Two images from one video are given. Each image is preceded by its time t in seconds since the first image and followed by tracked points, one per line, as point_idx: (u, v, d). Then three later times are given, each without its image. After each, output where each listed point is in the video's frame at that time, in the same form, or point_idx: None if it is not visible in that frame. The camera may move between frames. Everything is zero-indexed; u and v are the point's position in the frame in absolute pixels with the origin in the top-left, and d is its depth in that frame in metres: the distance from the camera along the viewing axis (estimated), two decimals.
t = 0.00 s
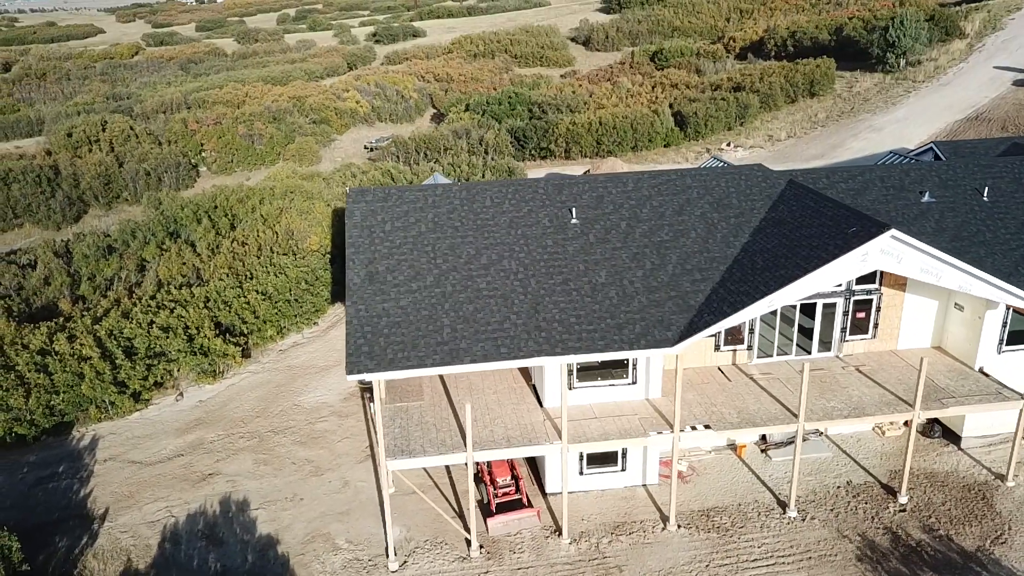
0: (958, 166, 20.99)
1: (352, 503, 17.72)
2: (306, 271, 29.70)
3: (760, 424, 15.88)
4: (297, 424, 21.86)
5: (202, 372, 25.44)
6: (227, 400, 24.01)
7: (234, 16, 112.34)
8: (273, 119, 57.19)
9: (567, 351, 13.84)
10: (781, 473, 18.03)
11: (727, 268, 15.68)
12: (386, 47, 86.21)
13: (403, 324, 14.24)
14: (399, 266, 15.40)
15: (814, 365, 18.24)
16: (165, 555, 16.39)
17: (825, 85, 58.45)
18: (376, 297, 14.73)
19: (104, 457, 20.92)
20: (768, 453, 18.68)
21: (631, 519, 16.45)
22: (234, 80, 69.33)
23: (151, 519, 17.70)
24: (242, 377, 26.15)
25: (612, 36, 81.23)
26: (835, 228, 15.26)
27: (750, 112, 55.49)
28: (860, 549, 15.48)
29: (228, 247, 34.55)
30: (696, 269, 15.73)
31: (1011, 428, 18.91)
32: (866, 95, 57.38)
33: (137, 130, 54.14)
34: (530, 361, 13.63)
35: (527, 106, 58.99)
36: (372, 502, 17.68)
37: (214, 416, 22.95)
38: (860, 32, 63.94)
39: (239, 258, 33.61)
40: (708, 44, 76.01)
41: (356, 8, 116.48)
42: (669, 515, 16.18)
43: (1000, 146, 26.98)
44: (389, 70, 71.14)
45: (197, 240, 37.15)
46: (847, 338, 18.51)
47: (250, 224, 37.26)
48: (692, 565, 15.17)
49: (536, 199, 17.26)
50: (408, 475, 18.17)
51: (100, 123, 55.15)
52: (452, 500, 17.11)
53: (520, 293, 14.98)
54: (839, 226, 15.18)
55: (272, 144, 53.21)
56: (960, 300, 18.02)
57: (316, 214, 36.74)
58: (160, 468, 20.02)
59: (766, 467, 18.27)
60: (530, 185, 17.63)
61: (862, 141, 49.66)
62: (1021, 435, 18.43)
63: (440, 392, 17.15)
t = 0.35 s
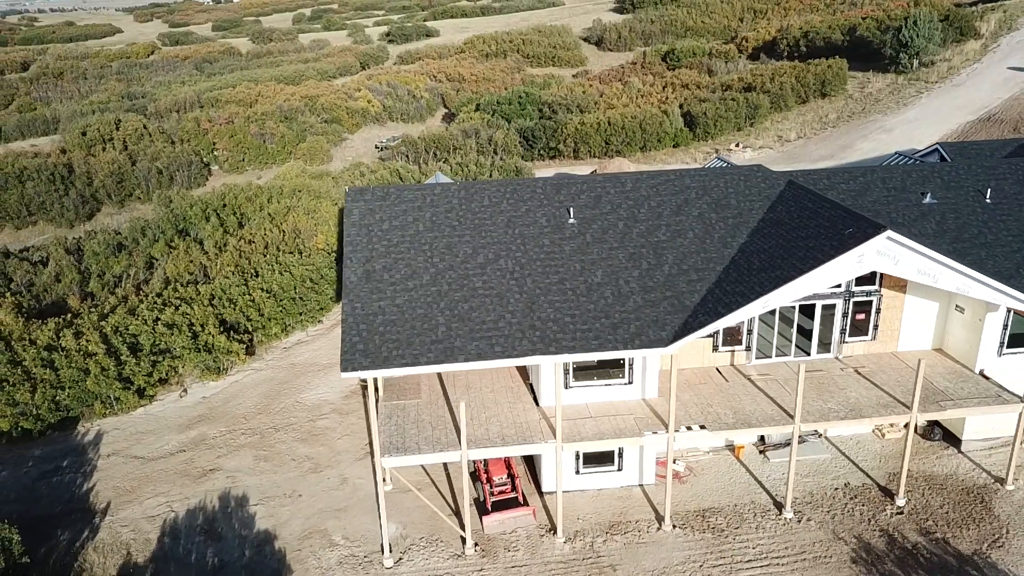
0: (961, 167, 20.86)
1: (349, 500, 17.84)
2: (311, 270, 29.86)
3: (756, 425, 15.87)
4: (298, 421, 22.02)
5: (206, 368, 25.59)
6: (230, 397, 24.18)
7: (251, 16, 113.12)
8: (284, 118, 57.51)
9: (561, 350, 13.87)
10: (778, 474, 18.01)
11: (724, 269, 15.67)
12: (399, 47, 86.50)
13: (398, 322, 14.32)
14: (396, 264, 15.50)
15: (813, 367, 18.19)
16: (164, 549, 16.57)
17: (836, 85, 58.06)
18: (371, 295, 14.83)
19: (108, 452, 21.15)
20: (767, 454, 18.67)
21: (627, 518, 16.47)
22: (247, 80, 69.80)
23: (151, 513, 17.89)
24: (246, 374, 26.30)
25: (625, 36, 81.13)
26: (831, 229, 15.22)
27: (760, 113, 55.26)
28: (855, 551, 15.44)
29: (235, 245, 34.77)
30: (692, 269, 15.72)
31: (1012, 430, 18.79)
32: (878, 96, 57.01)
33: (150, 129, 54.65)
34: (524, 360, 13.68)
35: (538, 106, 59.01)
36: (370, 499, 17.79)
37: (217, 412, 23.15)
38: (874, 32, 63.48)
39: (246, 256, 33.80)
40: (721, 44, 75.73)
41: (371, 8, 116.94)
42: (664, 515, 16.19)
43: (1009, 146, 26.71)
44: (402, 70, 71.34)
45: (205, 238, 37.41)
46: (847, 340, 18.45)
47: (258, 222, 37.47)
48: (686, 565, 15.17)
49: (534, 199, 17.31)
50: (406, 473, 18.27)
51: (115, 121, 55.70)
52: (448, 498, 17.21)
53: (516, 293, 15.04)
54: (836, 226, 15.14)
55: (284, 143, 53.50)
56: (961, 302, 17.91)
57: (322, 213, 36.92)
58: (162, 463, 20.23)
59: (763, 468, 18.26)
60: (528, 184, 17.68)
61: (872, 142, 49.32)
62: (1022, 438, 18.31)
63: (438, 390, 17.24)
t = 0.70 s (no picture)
0: (965, 169, 20.73)
1: (347, 497, 17.96)
2: (316, 268, 29.99)
3: (752, 426, 15.86)
4: (299, 419, 22.17)
5: (210, 365, 25.73)
6: (233, 394, 24.35)
7: (267, 15, 113.72)
8: (296, 118, 57.82)
9: (555, 350, 13.92)
10: (776, 475, 17.98)
11: (720, 269, 15.67)
12: (411, 46, 86.79)
13: (394, 320, 14.42)
14: (393, 263, 15.60)
15: (811, 368, 18.15)
16: (163, 543, 16.75)
17: (848, 86, 57.68)
18: (368, 294, 14.94)
19: (111, 447, 21.39)
20: (764, 455, 18.62)
21: (622, 518, 16.49)
22: (260, 79, 70.24)
23: (152, 508, 18.08)
24: (250, 371, 26.32)
25: (637, 36, 81.00)
26: (828, 230, 15.19)
27: (770, 113, 55.04)
28: (850, 553, 15.41)
29: (242, 243, 35.00)
30: (688, 269, 15.74)
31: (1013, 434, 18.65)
32: (889, 96, 56.62)
33: (162, 127, 55.13)
34: (517, 359, 13.74)
35: (548, 106, 59.00)
36: (367, 496, 17.91)
37: (219, 409, 23.35)
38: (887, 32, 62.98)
39: (252, 254, 34.00)
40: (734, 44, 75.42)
41: (386, 7, 117.33)
42: (659, 515, 16.21)
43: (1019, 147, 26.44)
44: (413, 70, 71.54)
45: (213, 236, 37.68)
46: (846, 341, 18.37)
47: (266, 220, 37.69)
48: (680, 565, 15.19)
49: (532, 199, 17.37)
50: (403, 471, 18.38)
51: (128, 120, 56.22)
52: (445, 496, 17.30)
53: (511, 292, 15.11)
54: (833, 228, 15.11)
55: (294, 142, 53.77)
56: (962, 304, 17.81)
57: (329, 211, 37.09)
58: (164, 458, 20.45)
59: (761, 469, 18.23)
60: (527, 184, 17.73)
61: (882, 143, 48.97)
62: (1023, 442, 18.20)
63: (435, 389, 17.32)
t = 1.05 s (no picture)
0: (966, 171, 20.61)
1: (343, 494, 18.07)
2: (318, 266, 30.13)
3: (746, 427, 15.85)
4: (299, 416, 22.31)
5: (213, 363, 25.91)
6: (234, 391, 24.52)
7: (280, 15, 114.28)
8: (305, 117, 58.06)
9: (548, 349, 13.97)
10: (771, 476, 17.98)
11: (714, 270, 15.67)
12: (422, 46, 86.98)
13: (388, 319, 14.51)
14: (388, 262, 15.70)
15: (808, 369, 18.12)
16: (160, 538, 16.91)
17: (857, 86, 57.32)
18: (362, 292, 15.04)
19: (112, 444, 21.59)
20: (760, 457, 18.60)
21: (616, 518, 16.53)
22: (270, 79, 70.59)
23: (151, 504, 18.26)
24: (252, 368, 26.44)
25: (648, 36, 80.85)
26: (823, 231, 15.17)
27: (778, 114, 54.84)
28: (843, 555, 15.40)
29: (247, 241, 35.20)
30: (683, 270, 15.76)
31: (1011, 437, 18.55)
32: (899, 97, 56.27)
33: (173, 126, 55.51)
34: (509, 358, 13.80)
35: (556, 106, 58.98)
36: (363, 494, 18.01)
37: (220, 406, 23.53)
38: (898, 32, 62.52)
39: (256, 252, 34.20)
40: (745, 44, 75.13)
41: (398, 7, 117.56)
42: (652, 515, 16.23)
43: None
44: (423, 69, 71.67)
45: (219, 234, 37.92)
46: (844, 343, 18.32)
47: (271, 219, 37.87)
48: (672, 565, 15.22)
49: (528, 198, 17.43)
50: (400, 469, 18.48)
51: (139, 119, 56.67)
52: (440, 495, 17.37)
53: (505, 291, 15.18)
54: (828, 228, 15.08)
55: (303, 141, 53.99)
56: (960, 305, 17.73)
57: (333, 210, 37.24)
58: (165, 454, 20.63)
59: (757, 469, 18.23)
60: (524, 184, 17.78)
61: (890, 144, 48.64)
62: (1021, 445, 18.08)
63: (431, 387, 17.40)
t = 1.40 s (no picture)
0: (966, 172, 20.51)
1: (339, 491, 18.19)
2: (321, 265, 30.27)
3: (740, 428, 15.86)
4: (298, 413, 22.45)
5: (215, 360, 26.09)
6: (235, 389, 24.70)
7: (292, 15, 114.75)
8: (314, 116, 58.25)
9: (540, 348, 14.03)
10: (767, 477, 17.96)
11: (708, 270, 15.68)
12: (432, 46, 87.15)
13: (382, 317, 14.60)
14: (383, 261, 15.78)
15: (804, 370, 18.11)
16: (157, 533, 17.08)
17: (867, 87, 57.00)
18: (357, 290, 15.14)
19: (114, 439, 21.78)
20: (756, 457, 18.58)
21: (609, 517, 16.57)
22: (281, 78, 70.89)
23: (150, 499, 18.44)
24: (253, 366, 26.60)
25: (658, 36, 80.74)
26: (817, 231, 15.16)
27: (786, 115, 54.67)
28: (836, 557, 15.39)
29: (251, 240, 35.39)
30: (677, 270, 15.79)
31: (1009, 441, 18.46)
32: (908, 98, 55.94)
33: (183, 125, 55.87)
34: (501, 357, 13.85)
35: (564, 106, 58.98)
36: (359, 491, 18.12)
37: (221, 403, 23.71)
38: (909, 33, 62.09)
39: (260, 250, 34.37)
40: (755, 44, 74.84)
41: (411, 7, 117.77)
42: (646, 515, 16.26)
43: None
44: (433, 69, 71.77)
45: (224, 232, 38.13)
46: (840, 344, 18.29)
47: (276, 218, 38.04)
48: (664, 565, 15.24)
49: (524, 198, 17.49)
50: (396, 467, 18.58)
51: (150, 118, 57.08)
52: (436, 493, 17.46)
53: (499, 290, 15.25)
54: (821, 229, 15.08)
55: (312, 141, 54.14)
56: (958, 307, 17.66)
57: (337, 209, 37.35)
58: (165, 450, 20.82)
59: (752, 470, 18.23)
60: (520, 184, 17.83)
61: (897, 145, 48.39)
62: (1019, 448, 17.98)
63: (427, 386, 17.49)
